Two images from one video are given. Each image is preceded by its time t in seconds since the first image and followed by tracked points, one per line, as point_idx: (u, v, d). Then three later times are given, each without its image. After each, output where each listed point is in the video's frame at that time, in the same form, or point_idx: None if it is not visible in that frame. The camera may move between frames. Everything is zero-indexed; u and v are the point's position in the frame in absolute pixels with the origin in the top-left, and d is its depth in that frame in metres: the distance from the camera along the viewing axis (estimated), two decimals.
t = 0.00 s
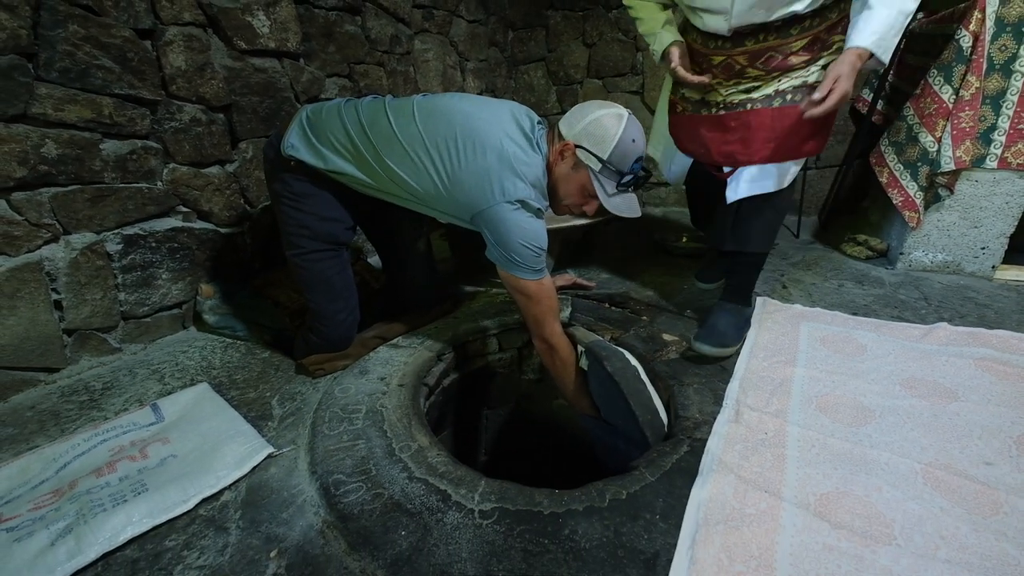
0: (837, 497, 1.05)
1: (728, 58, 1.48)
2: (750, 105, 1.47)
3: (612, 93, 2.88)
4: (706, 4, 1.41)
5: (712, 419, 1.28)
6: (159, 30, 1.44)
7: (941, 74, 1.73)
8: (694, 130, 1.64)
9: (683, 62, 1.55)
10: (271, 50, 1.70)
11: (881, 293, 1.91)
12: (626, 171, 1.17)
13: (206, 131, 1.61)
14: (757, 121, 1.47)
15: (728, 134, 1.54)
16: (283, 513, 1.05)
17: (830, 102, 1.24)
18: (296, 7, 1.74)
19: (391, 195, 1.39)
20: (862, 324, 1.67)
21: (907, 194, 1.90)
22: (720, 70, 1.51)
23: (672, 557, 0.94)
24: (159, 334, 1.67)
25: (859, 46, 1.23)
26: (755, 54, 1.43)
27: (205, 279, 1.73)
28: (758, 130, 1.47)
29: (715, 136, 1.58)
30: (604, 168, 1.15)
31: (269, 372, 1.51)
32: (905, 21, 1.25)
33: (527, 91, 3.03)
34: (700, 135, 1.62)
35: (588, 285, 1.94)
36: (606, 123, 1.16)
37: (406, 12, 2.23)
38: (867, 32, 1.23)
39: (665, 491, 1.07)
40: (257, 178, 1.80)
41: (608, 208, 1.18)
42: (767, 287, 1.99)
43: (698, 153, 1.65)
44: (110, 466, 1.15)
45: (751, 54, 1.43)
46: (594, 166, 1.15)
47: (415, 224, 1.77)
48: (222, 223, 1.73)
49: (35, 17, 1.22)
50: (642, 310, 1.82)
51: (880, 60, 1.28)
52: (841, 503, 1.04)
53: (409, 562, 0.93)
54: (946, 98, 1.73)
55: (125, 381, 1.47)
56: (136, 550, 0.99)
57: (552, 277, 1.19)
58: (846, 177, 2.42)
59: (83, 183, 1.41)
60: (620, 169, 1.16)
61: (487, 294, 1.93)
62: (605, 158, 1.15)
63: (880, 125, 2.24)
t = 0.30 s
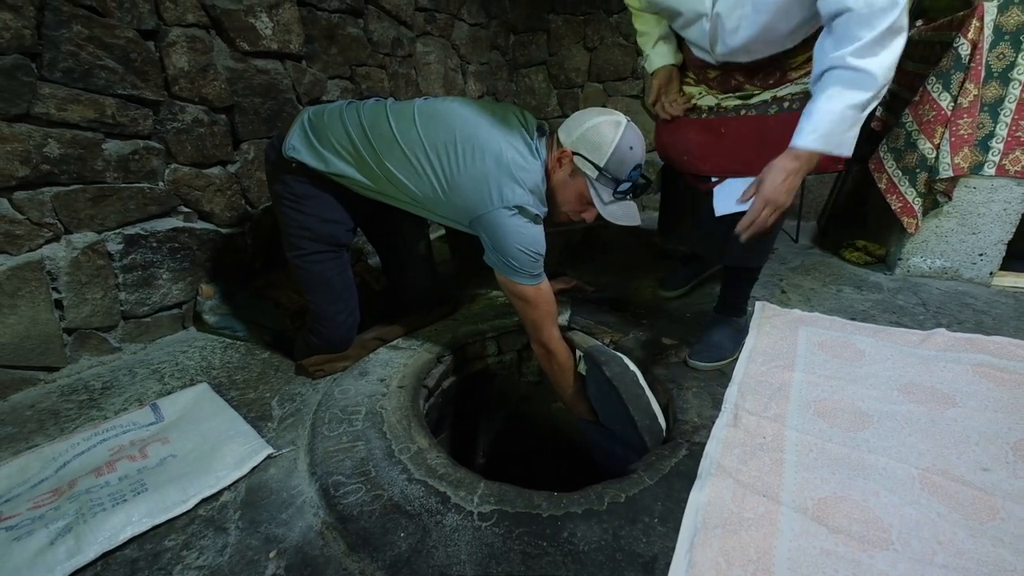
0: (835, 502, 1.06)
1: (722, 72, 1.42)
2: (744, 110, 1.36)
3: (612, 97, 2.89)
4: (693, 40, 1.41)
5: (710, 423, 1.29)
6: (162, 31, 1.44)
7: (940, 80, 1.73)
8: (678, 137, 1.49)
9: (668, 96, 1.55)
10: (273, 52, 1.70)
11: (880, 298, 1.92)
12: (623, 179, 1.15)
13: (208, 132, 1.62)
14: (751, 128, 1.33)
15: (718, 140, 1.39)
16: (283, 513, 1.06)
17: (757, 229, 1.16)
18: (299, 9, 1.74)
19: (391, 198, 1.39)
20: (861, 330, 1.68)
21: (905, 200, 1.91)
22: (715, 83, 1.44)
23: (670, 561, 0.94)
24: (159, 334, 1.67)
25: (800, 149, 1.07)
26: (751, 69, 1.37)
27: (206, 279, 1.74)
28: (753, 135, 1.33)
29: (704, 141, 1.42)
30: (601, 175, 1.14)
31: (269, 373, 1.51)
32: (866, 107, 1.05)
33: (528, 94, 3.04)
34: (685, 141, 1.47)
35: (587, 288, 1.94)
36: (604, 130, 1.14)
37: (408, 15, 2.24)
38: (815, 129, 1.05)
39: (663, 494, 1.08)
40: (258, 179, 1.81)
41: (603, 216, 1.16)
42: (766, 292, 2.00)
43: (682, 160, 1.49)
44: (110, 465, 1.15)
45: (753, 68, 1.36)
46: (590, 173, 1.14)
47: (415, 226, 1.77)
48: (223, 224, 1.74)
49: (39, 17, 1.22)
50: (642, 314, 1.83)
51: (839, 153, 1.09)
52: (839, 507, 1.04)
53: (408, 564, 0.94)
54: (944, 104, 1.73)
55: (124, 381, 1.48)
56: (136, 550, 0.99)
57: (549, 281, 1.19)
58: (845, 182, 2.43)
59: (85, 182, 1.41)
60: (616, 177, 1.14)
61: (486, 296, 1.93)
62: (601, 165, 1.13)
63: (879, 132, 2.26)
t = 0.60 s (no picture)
0: (843, 506, 1.05)
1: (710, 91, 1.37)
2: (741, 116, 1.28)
3: (616, 100, 2.89)
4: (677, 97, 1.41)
5: (716, 427, 1.29)
6: (170, 37, 1.45)
7: (945, 83, 1.73)
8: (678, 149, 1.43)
9: (658, 119, 1.49)
10: (279, 56, 1.71)
11: (886, 301, 1.91)
12: (624, 189, 1.13)
13: (215, 136, 1.63)
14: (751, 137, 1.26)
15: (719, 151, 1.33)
16: (290, 516, 1.06)
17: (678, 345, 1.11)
18: (305, 14, 1.75)
19: (395, 203, 1.40)
20: (866, 333, 1.67)
21: (911, 203, 1.90)
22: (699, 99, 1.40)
23: (677, 565, 0.95)
24: (166, 337, 1.68)
25: (731, 238, 1.04)
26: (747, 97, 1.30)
27: (212, 282, 1.74)
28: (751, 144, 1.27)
29: (703, 152, 1.36)
30: (601, 185, 1.12)
31: (275, 376, 1.52)
32: (786, 194, 1.02)
33: (532, 97, 3.05)
34: (685, 153, 1.41)
35: (591, 291, 1.94)
36: (606, 140, 1.13)
37: (413, 19, 2.25)
38: (736, 218, 1.03)
39: (669, 497, 1.08)
40: (264, 182, 1.81)
41: (605, 226, 1.14)
42: (772, 294, 1.99)
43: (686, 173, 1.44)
44: (119, 467, 1.15)
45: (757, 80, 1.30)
46: (592, 183, 1.13)
47: (420, 229, 1.78)
48: (229, 227, 1.75)
49: (50, 24, 1.24)
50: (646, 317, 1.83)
51: (764, 239, 1.05)
52: (846, 511, 1.04)
53: (415, 567, 0.94)
54: (950, 107, 1.73)
55: (132, 383, 1.48)
56: (145, 553, 0.99)
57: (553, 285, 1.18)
58: (850, 185, 2.42)
59: (94, 186, 1.42)
60: (617, 187, 1.12)
61: (491, 299, 1.94)
62: (603, 174, 1.12)
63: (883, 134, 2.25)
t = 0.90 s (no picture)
0: (841, 510, 1.06)
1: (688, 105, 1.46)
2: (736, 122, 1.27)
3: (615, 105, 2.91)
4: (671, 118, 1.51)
5: (715, 431, 1.29)
6: (172, 43, 1.46)
7: (941, 89, 1.74)
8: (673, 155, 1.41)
9: (641, 129, 1.58)
10: (280, 62, 1.72)
11: (883, 304, 1.92)
12: (622, 196, 1.13)
13: (216, 141, 1.64)
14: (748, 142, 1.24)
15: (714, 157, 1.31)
16: (289, 520, 1.07)
17: (636, 368, 1.27)
18: (306, 20, 1.77)
19: (395, 208, 1.40)
20: (864, 337, 1.68)
21: (909, 207, 1.91)
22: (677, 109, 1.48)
23: (675, 569, 0.95)
24: (166, 342, 1.68)
25: (695, 271, 1.15)
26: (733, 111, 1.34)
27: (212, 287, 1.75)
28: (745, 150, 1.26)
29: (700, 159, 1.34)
30: (599, 192, 1.13)
31: (275, 380, 1.52)
32: (746, 233, 1.11)
33: (531, 102, 3.06)
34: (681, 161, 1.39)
35: (590, 296, 1.94)
36: (604, 147, 1.14)
37: (413, 25, 2.26)
38: (699, 253, 1.13)
39: (668, 502, 1.08)
40: (264, 187, 1.82)
41: (604, 231, 1.15)
42: (770, 299, 2.00)
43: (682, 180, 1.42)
44: (118, 472, 1.15)
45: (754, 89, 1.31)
46: (590, 189, 1.13)
47: (420, 234, 1.78)
48: (229, 232, 1.75)
49: (52, 31, 1.25)
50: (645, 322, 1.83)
51: (725, 272, 1.15)
52: (845, 515, 1.05)
53: (414, 571, 0.94)
54: (946, 113, 1.74)
55: (132, 388, 1.49)
56: (144, 557, 1.00)
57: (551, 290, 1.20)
58: (848, 189, 2.43)
59: (95, 191, 1.43)
60: (615, 194, 1.13)
61: (490, 303, 1.94)
62: (601, 180, 1.12)
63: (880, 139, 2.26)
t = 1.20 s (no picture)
0: (833, 509, 1.07)
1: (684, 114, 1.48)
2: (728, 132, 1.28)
3: (612, 107, 2.92)
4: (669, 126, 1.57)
5: (710, 431, 1.30)
6: (169, 44, 1.47)
7: (935, 92, 1.76)
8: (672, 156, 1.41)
9: (642, 137, 1.60)
10: (277, 64, 1.73)
11: (877, 306, 1.93)
12: (619, 200, 1.12)
13: (213, 142, 1.64)
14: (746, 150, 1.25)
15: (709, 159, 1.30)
16: (285, 520, 1.07)
17: (620, 382, 1.27)
18: (303, 22, 1.77)
19: (390, 211, 1.41)
20: (858, 338, 1.69)
21: (902, 209, 1.93)
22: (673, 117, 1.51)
23: (669, 567, 0.96)
24: (162, 343, 1.68)
25: (684, 284, 1.16)
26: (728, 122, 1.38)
27: (208, 288, 1.75)
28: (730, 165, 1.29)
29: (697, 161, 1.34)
30: (597, 196, 1.13)
31: (271, 381, 1.52)
32: (734, 247, 1.13)
33: (529, 105, 3.07)
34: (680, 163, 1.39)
35: (586, 297, 1.95)
36: (601, 151, 1.15)
37: (411, 27, 2.27)
38: (688, 266, 1.15)
39: (662, 501, 1.09)
40: (261, 189, 1.82)
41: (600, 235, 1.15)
42: (766, 300, 2.01)
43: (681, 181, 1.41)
44: (114, 473, 1.16)
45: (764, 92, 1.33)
46: (587, 193, 1.13)
47: (417, 236, 1.79)
48: (226, 233, 1.75)
49: (49, 32, 1.25)
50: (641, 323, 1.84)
51: (714, 285, 1.17)
52: (837, 514, 1.06)
53: (410, 570, 0.95)
54: (940, 116, 1.76)
55: (128, 389, 1.48)
56: (140, 558, 1.00)
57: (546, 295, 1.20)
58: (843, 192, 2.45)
59: (91, 193, 1.43)
60: (613, 197, 1.12)
61: (487, 305, 1.95)
62: (598, 184, 1.12)
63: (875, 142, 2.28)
